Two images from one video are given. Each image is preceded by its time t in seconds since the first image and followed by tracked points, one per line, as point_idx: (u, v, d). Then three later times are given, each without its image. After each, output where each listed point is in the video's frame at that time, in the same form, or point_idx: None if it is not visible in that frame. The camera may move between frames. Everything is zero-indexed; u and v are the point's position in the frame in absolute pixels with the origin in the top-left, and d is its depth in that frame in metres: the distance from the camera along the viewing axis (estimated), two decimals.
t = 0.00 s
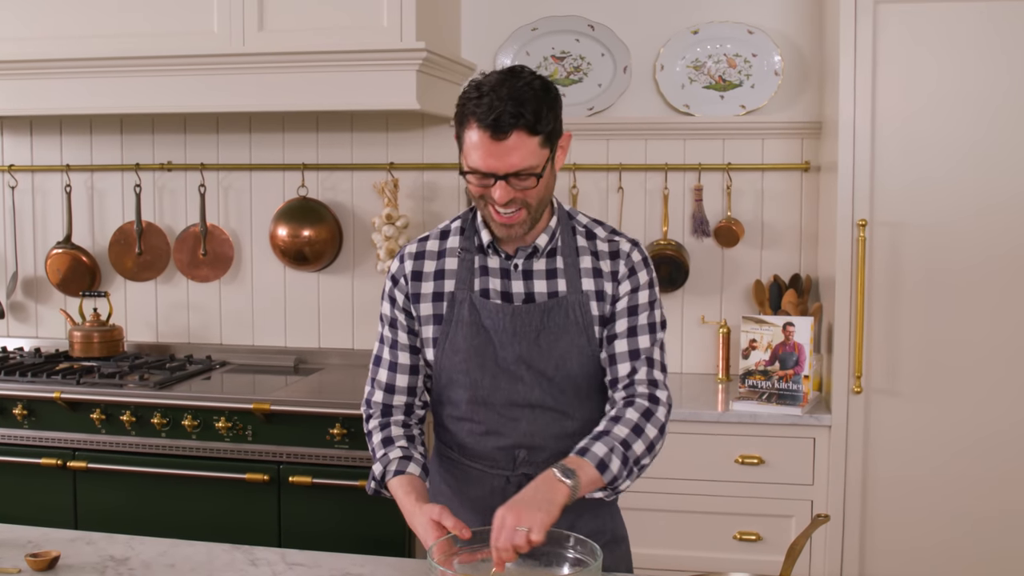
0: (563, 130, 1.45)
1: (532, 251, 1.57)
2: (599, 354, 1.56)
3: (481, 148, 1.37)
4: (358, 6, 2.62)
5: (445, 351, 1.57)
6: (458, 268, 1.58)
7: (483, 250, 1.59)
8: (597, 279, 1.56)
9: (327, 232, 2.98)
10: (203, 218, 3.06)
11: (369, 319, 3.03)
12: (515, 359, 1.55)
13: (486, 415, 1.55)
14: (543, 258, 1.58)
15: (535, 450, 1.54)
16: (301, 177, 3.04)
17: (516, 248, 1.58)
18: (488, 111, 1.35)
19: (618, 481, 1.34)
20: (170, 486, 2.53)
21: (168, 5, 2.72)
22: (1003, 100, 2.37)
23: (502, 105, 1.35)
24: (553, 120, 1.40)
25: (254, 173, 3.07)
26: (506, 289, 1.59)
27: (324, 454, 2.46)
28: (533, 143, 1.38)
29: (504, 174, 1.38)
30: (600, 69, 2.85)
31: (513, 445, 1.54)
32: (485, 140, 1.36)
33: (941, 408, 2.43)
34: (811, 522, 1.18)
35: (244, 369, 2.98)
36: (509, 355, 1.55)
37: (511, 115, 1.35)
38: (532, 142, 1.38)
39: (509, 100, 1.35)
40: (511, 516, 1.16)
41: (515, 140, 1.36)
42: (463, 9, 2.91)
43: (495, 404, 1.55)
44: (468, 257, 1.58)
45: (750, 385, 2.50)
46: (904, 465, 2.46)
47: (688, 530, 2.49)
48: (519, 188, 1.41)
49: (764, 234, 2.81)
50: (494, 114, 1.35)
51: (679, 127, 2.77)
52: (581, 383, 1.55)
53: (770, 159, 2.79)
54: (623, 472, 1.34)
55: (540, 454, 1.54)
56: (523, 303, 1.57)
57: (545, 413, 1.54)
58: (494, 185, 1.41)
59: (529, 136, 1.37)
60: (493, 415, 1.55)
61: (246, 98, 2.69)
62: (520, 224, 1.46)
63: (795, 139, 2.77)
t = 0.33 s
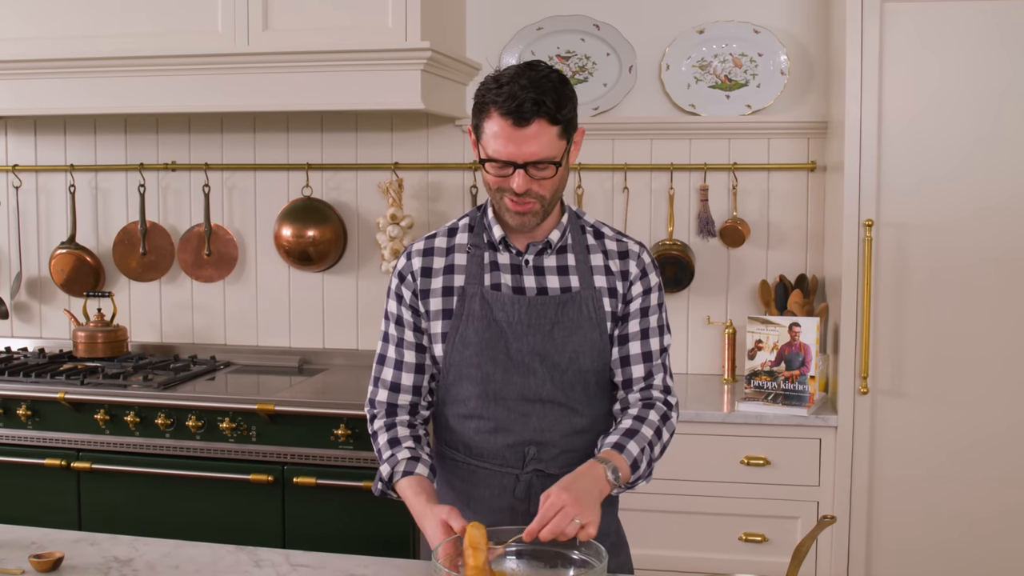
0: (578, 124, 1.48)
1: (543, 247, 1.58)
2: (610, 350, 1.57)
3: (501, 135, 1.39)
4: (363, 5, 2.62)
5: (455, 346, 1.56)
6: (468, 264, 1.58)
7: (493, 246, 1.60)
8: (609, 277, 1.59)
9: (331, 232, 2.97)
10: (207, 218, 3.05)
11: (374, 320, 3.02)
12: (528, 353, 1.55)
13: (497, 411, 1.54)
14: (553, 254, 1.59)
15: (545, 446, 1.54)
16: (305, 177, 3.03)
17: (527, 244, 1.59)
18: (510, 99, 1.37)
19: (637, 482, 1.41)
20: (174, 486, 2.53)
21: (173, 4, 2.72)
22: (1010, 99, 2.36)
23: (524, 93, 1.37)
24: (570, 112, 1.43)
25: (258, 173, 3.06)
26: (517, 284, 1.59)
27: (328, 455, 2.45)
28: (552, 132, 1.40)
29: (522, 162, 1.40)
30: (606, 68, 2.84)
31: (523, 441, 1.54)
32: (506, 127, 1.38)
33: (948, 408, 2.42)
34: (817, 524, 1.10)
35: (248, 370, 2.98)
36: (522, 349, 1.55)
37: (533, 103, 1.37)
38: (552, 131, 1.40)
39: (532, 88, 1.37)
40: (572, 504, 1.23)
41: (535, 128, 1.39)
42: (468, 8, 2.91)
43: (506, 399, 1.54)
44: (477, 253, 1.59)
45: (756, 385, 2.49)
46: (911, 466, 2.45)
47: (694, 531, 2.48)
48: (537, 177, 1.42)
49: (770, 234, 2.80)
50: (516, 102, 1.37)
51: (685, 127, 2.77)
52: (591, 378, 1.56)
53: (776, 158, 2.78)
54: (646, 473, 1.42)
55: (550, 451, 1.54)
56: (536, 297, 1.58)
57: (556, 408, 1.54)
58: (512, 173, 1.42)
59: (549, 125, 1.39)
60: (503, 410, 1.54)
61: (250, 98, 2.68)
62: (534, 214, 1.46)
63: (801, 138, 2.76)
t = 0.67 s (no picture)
0: (569, 125, 1.49)
1: (537, 247, 1.60)
2: (606, 348, 1.58)
3: (492, 132, 1.41)
4: (365, 5, 2.61)
5: (453, 346, 1.56)
6: (463, 265, 1.59)
7: (488, 247, 1.61)
8: (603, 275, 1.60)
9: (333, 233, 2.97)
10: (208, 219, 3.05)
11: (375, 321, 3.02)
12: (524, 352, 1.55)
13: (494, 410, 1.54)
14: (548, 253, 1.61)
15: (544, 445, 1.53)
16: (306, 178, 3.03)
17: (522, 244, 1.61)
18: (500, 96, 1.39)
19: (646, 465, 1.41)
20: (174, 487, 2.52)
21: (175, 5, 2.72)
22: (1011, 100, 2.36)
23: (515, 90, 1.39)
24: (561, 111, 1.45)
25: (259, 174, 3.06)
26: (513, 284, 1.60)
27: (329, 456, 2.45)
28: (543, 130, 1.42)
29: (514, 160, 1.42)
30: (607, 69, 2.84)
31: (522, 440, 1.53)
32: (497, 124, 1.40)
33: (949, 409, 2.42)
34: (817, 526, 1.09)
35: (250, 371, 2.97)
36: (518, 348, 1.56)
37: (524, 100, 1.39)
38: (542, 128, 1.42)
39: (523, 85, 1.39)
40: (601, 458, 1.26)
41: (525, 125, 1.40)
42: (470, 9, 2.91)
43: (504, 398, 1.54)
44: (472, 254, 1.60)
45: (757, 387, 2.49)
46: (913, 467, 2.44)
47: (696, 533, 2.47)
48: (528, 174, 1.43)
49: (772, 235, 2.80)
50: (507, 99, 1.39)
51: (687, 128, 2.77)
52: (589, 376, 1.56)
53: (777, 159, 2.78)
54: (655, 455, 1.42)
55: (548, 449, 1.53)
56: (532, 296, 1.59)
57: (553, 406, 1.54)
58: (504, 171, 1.43)
59: (539, 123, 1.41)
60: (500, 409, 1.54)
61: (252, 98, 2.68)
62: (526, 214, 1.47)
63: (803, 140, 2.76)
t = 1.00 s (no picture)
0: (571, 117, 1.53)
1: (538, 241, 1.62)
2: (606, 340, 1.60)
3: (498, 117, 1.44)
4: (366, 6, 2.61)
5: (454, 340, 1.57)
6: (464, 261, 1.60)
7: (488, 243, 1.63)
8: (602, 267, 1.65)
9: (333, 234, 2.97)
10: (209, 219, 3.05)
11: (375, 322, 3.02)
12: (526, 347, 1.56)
13: (497, 406, 1.54)
14: (548, 249, 1.63)
15: (545, 441, 1.54)
16: (307, 178, 3.03)
17: (522, 239, 1.63)
18: (505, 82, 1.43)
19: (675, 379, 1.46)
20: (174, 488, 2.52)
21: (177, 5, 2.71)
22: (1012, 100, 2.36)
23: (519, 75, 1.43)
24: (563, 100, 1.49)
25: (260, 174, 3.06)
26: (514, 279, 1.62)
27: (329, 457, 2.45)
28: (547, 116, 1.45)
29: (519, 144, 1.45)
30: (608, 69, 2.84)
31: (523, 437, 1.54)
32: (502, 109, 1.44)
33: (950, 409, 2.42)
34: (818, 526, 1.09)
35: (250, 371, 2.97)
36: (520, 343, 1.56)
37: (529, 85, 1.43)
38: (547, 114, 1.45)
39: (528, 71, 1.44)
40: (615, 303, 1.31)
41: (530, 110, 1.44)
42: (471, 9, 2.90)
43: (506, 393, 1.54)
44: (473, 250, 1.61)
45: (758, 387, 2.48)
46: (914, 467, 2.44)
47: (697, 533, 2.47)
48: (532, 159, 1.46)
49: (772, 235, 2.80)
50: (511, 84, 1.43)
51: (688, 128, 2.77)
52: (589, 370, 1.57)
53: (778, 159, 2.78)
54: (683, 367, 1.47)
55: (549, 446, 1.54)
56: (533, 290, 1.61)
57: (555, 401, 1.54)
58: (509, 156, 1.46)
59: (544, 108, 1.45)
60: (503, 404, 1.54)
61: (253, 99, 2.68)
62: (530, 201, 1.50)
63: (803, 140, 2.75)
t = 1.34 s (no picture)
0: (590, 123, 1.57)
1: (547, 240, 1.64)
2: (610, 339, 1.60)
3: (519, 109, 1.48)
4: (366, 6, 2.61)
5: (459, 333, 1.57)
6: (472, 257, 1.62)
7: (497, 241, 1.64)
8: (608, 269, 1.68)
9: (333, 235, 2.97)
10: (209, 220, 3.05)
11: (375, 322, 3.02)
12: (531, 342, 1.56)
13: (502, 401, 1.54)
14: (556, 248, 1.65)
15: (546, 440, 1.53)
16: (307, 179, 3.03)
17: (532, 238, 1.64)
18: (527, 76, 1.47)
19: (668, 353, 1.47)
20: (174, 489, 2.52)
21: (178, 5, 2.71)
22: (1013, 100, 2.36)
23: (542, 70, 1.47)
24: (583, 102, 1.53)
25: (260, 175, 3.06)
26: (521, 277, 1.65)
27: (329, 458, 2.44)
28: (567, 113, 1.49)
29: (536, 136, 1.47)
30: (608, 69, 2.84)
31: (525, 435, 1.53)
32: (523, 101, 1.47)
33: (951, 410, 2.41)
34: (818, 527, 1.07)
35: (251, 372, 2.97)
36: (525, 338, 1.56)
37: (551, 79, 1.48)
38: (566, 111, 1.49)
39: (550, 67, 1.48)
40: (603, 257, 1.32)
41: (550, 104, 1.47)
42: (471, 10, 2.90)
43: (510, 389, 1.54)
44: (481, 246, 1.62)
45: (758, 388, 2.49)
46: (914, 467, 2.44)
47: (697, 534, 2.47)
48: (549, 153, 1.48)
49: (773, 236, 2.80)
50: (534, 78, 1.47)
51: (688, 129, 2.77)
52: (594, 370, 1.57)
53: (778, 160, 2.77)
54: (676, 341, 1.47)
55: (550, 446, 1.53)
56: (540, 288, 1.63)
57: (558, 399, 1.54)
58: (526, 147, 1.48)
59: (564, 104, 1.48)
60: (506, 401, 1.54)
61: (253, 100, 2.68)
62: (543, 195, 1.51)
63: (804, 140, 2.75)
